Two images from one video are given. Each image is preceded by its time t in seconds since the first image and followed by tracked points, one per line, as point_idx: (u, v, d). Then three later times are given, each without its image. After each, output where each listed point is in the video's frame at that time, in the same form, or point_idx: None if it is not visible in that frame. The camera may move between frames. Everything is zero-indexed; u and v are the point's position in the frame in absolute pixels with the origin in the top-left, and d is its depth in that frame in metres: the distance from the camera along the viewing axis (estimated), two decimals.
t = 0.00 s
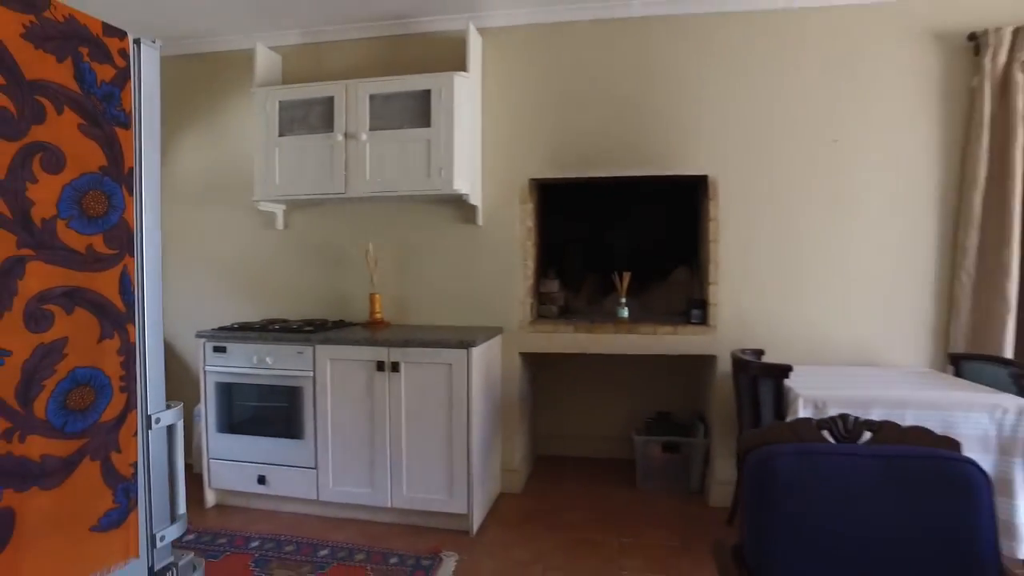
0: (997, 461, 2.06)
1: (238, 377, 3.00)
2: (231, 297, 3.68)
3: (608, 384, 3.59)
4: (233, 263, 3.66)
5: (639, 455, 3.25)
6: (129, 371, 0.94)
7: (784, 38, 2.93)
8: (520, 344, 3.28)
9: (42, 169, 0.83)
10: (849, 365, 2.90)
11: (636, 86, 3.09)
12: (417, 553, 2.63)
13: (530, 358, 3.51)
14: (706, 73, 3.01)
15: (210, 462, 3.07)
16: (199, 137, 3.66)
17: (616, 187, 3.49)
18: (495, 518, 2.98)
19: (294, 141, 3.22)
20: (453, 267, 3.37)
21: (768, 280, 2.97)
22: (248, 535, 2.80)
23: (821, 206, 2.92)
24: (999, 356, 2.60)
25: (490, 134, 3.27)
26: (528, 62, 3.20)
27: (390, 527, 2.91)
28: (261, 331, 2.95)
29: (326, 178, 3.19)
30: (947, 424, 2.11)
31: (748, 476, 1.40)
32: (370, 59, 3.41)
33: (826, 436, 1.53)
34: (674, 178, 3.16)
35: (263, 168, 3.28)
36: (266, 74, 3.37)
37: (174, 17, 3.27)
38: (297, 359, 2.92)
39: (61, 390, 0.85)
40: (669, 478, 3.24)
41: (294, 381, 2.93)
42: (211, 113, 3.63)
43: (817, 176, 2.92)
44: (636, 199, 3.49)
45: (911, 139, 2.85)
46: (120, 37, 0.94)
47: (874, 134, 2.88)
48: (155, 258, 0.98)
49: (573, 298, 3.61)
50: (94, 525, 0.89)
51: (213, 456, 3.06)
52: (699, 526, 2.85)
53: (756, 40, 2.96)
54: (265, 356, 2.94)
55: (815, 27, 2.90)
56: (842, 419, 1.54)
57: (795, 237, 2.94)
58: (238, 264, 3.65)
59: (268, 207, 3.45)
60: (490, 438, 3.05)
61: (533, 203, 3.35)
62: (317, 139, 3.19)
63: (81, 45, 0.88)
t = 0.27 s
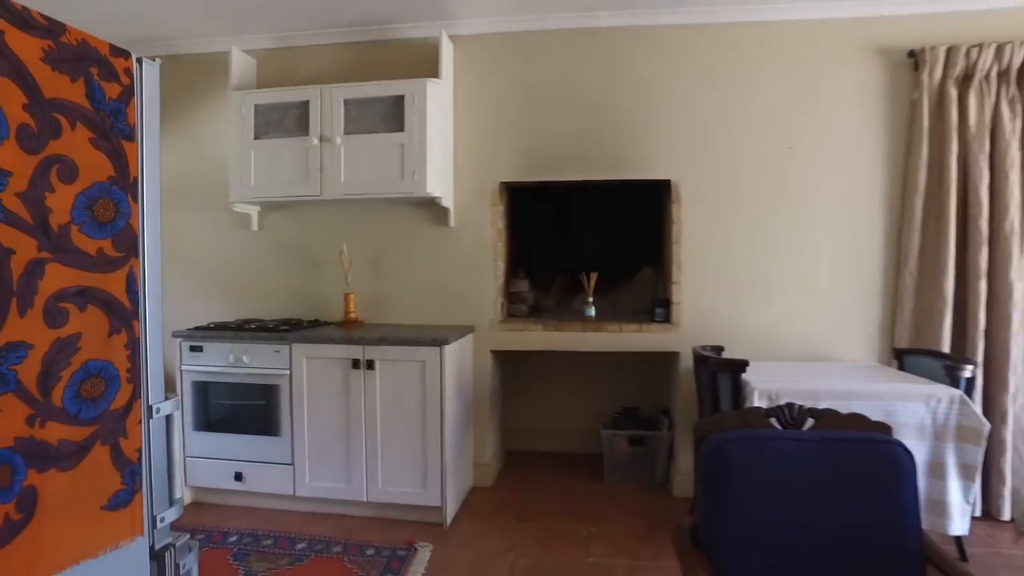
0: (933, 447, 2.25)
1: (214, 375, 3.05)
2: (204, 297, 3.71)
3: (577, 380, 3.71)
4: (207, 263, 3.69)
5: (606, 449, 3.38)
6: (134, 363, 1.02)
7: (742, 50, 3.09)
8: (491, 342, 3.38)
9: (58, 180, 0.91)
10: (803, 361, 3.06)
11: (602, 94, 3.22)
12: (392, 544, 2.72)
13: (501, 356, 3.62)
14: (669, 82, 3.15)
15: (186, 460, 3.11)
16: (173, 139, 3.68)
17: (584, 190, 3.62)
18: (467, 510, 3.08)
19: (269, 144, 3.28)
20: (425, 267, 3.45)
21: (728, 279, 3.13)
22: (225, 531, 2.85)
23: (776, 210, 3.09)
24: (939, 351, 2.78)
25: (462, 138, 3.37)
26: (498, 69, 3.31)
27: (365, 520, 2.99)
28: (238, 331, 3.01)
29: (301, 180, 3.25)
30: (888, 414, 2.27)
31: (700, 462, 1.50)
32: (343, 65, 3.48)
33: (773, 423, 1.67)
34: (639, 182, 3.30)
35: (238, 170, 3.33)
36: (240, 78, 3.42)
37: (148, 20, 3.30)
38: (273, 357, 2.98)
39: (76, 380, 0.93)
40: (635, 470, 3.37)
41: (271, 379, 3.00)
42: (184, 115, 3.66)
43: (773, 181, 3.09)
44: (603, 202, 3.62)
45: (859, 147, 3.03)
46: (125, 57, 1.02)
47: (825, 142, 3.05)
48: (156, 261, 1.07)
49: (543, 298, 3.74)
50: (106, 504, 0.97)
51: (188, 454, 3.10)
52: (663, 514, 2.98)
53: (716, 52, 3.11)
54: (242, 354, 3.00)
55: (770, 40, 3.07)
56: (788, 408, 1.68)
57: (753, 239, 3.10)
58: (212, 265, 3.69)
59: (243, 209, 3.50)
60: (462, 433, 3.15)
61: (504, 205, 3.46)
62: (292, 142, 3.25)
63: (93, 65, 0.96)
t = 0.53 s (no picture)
0: (880, 435, 2.40)
1: (193, 374, 3.09)
2: (181, 298, 3.74)
3: (549, 377, 3.83)
4: (184, 264, 3.73)
5: (577, 443, 3.50)
6: (140, 358, 1.10)
7: (706, 61, 3.24)
8: (466, 340, 3.47)
9: (73, 189, 0.99)
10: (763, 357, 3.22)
11: (573, 101, 3.34)
12: (371, 537, 2.80)
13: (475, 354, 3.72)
14: (637, 90, 3.29)
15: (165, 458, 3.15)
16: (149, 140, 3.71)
17: (556, 194, 3.74)
18: (443, 504, 3.17)
19: (247, 147, 3.33)
20: (402, 267, 3.53)
21: (693, 280, 3.27)
22: (205, 527, 2.90)
23: (739, 214, 3.24)
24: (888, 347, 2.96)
25: (437, 143, 3.46)
26: (472, 76, 3.41)
27: (343, 514, 3.07)
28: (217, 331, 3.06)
29: (279, 183, 3.31)
30: (840, 405, 2.40)
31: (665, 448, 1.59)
32: (320, 70, 3.55)
33: (730, 414, 1.76)
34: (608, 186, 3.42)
35: (216, 172, 3.37)
36: (218, 81, 3.46)
37: (126, 23, 3.33)
38: (252, 356, 3.04)
39: (88, 374, 1.01)
40: (605, 464, 3.50)
41: (250, 378, 3.06)
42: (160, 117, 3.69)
43: (735, 186, 3.24)
44: (574, 205, 3.74)
45: (815, 154, 3.19)
46: (130, 74, 1.10)
47: (784, 149, 3.21)
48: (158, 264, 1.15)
49: (516, 298, 3.83)
50: (115, 488, 1.05)
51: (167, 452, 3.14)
52: (631, 504, 3.11)
53: (681, 62, 3.25)
54: (221, 354, 3.05)
55: (733, 51, 3.22)
56: (742, 400, 1.77)
57: (716, 241, 3.25)
58: (188, 265, 3.72)
59: (221, 210, 3.54)
60: (438, 429, 3.24)
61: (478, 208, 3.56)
62: (270, 145, 3.31)
63: (102, 82, 1.04)
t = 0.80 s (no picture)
0: (832, 425, 2.54)
1: (170, 373, 3.13)
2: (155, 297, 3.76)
3: (520, 374, 3.93)
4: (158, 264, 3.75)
5: (548, 438, 3.61)
6: (139, 351, 1.18)
7: (671, 70, 3.38)
8: (439, 338, 3.54)
9: (79, 194, 1.07)
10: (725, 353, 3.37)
11: (544, 106, 3.45)
12: (347, 529, 2.87)
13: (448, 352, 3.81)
14: (605, 97, 3.41)
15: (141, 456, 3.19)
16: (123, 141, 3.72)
17: (526, 196, 3.85)
18: (418, 497, 3.26)
19: (223, 148, 3.38)
20: (375, 267, 3.60)
21: (658, 279, 3.41)
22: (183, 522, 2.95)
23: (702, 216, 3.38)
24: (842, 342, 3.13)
25: (411, 146, 3.54)
26: (446, 81, 3.50)
27: (320, 509, 3.13)
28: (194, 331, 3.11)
29: (255, 184, 3.36)
30: (795, 398, 2.54)
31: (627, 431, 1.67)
32: (296, 73, 3.60)
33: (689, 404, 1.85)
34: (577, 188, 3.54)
35: (192, 173, 3.41)
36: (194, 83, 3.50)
37: (102, 25, 3.35)
38: (229, 355, 3.09)
39: (94, 366, 1.09)
40: (575, 457, 3.61)
41: (227, 376, 3.11)
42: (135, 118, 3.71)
43: (698, 189, 3.38)
44: (544, 207, 3.86)
45: (774, 159, 3.35)
46: (129, 85, 1.18)
47: (745, 155, 3.36)
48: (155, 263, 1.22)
49: (488, 298, 3.94)
50: (118, 473, 1.14)
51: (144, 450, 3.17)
52: (600, 495, 3.23)
53: (647, 70, 3.39)
54: (198, 353, 3.09)
55: (696, 61, 3.36)
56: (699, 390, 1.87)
57: (681, 242, 3.39)
58: (163, 265, 3.74)
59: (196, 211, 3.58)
60: (412, 425, 3.33)
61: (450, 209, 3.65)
62: (247, 147, 3.36)
63: (105, 94, 1.12)
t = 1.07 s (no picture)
0: (775, 414, 2.71)
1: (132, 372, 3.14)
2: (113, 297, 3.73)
3: (481, 371, 4.04)
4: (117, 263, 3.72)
5: (508, 433, 3.72)
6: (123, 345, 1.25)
7: (626, 78, 3.53)
8: (401, 335, 3.61)
9: (70, 197, 1.13)
10: (676, 348, 3.53)
11: (504, 111, 3.56)
12: (313, 524, 2.93)
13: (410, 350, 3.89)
14: (563, 103, 3.54)
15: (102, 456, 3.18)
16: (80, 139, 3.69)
17: (486, 198, 3.96)
18: (382, 492, 3.33)
19: (186, 149, 3.39)
20: (338, 266, 3.65)
21: (613, 278, 3.55)
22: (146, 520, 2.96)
23: (654, 218, 3.54)
24: (785, 338, 3.33)
25: (373, 148, 3.61)
26: (408, 85, 3.58)
27: (284, 505, 3.18)
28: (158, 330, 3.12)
29: (219, 184, 3.39)
30: (740, 390, 2.70)
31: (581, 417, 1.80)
32: (259, 75, 3.64)
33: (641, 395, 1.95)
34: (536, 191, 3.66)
35: (153, 173, 3.41)
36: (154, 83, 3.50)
37: (60, 22, 3.32)
38: (193, 354, 3.11)
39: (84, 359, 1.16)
40: (534, 451, 3.73)
41: (191, 375, 3.13)
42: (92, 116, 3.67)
43: (651, 193, 3.54)
44: (503, 208, 3.97)
45: (722, 165, 3.53)
46: (115, 94, 1.25)
47: (694, 160, 3.54)
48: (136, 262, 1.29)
49: (448, 297, 4.03)
50: (107, 460, 1.21)
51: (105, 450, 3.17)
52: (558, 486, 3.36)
53: (603, 78, 3.53)
54: (161, 352, 3.11)
55: (650, 70, 3.52)
56: (650, 382, 1.97)
57: (635, 243, 3.54)
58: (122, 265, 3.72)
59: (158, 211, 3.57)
60: (375, 421, 3.39)
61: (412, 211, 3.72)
62: (210, 148, 3.39)
63: (92, 103, 1.19)
